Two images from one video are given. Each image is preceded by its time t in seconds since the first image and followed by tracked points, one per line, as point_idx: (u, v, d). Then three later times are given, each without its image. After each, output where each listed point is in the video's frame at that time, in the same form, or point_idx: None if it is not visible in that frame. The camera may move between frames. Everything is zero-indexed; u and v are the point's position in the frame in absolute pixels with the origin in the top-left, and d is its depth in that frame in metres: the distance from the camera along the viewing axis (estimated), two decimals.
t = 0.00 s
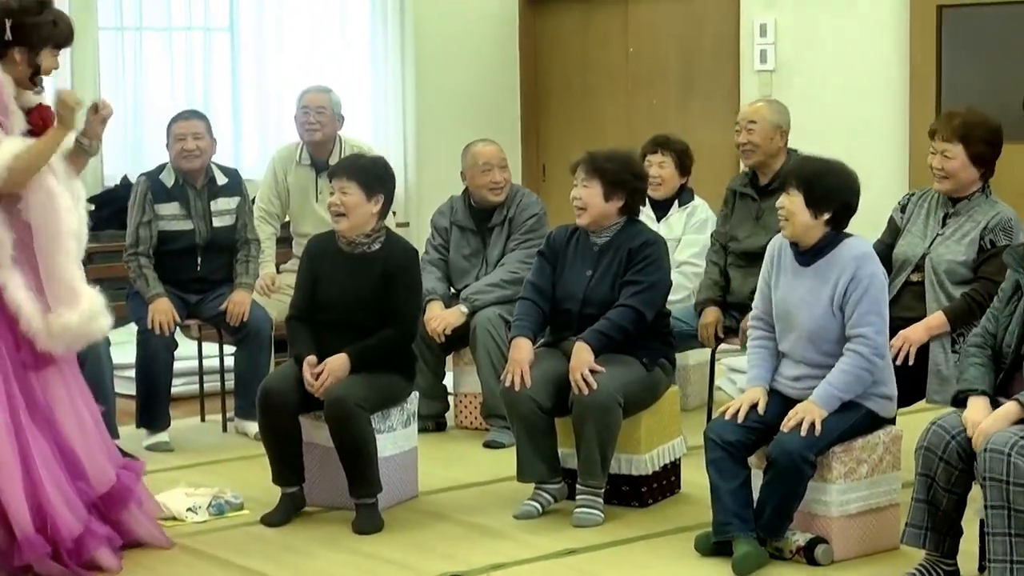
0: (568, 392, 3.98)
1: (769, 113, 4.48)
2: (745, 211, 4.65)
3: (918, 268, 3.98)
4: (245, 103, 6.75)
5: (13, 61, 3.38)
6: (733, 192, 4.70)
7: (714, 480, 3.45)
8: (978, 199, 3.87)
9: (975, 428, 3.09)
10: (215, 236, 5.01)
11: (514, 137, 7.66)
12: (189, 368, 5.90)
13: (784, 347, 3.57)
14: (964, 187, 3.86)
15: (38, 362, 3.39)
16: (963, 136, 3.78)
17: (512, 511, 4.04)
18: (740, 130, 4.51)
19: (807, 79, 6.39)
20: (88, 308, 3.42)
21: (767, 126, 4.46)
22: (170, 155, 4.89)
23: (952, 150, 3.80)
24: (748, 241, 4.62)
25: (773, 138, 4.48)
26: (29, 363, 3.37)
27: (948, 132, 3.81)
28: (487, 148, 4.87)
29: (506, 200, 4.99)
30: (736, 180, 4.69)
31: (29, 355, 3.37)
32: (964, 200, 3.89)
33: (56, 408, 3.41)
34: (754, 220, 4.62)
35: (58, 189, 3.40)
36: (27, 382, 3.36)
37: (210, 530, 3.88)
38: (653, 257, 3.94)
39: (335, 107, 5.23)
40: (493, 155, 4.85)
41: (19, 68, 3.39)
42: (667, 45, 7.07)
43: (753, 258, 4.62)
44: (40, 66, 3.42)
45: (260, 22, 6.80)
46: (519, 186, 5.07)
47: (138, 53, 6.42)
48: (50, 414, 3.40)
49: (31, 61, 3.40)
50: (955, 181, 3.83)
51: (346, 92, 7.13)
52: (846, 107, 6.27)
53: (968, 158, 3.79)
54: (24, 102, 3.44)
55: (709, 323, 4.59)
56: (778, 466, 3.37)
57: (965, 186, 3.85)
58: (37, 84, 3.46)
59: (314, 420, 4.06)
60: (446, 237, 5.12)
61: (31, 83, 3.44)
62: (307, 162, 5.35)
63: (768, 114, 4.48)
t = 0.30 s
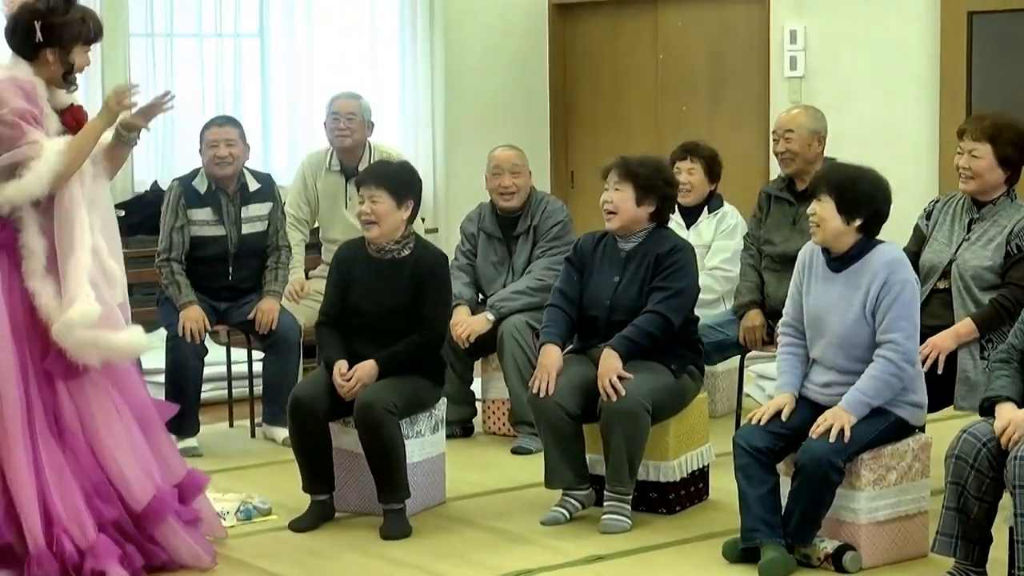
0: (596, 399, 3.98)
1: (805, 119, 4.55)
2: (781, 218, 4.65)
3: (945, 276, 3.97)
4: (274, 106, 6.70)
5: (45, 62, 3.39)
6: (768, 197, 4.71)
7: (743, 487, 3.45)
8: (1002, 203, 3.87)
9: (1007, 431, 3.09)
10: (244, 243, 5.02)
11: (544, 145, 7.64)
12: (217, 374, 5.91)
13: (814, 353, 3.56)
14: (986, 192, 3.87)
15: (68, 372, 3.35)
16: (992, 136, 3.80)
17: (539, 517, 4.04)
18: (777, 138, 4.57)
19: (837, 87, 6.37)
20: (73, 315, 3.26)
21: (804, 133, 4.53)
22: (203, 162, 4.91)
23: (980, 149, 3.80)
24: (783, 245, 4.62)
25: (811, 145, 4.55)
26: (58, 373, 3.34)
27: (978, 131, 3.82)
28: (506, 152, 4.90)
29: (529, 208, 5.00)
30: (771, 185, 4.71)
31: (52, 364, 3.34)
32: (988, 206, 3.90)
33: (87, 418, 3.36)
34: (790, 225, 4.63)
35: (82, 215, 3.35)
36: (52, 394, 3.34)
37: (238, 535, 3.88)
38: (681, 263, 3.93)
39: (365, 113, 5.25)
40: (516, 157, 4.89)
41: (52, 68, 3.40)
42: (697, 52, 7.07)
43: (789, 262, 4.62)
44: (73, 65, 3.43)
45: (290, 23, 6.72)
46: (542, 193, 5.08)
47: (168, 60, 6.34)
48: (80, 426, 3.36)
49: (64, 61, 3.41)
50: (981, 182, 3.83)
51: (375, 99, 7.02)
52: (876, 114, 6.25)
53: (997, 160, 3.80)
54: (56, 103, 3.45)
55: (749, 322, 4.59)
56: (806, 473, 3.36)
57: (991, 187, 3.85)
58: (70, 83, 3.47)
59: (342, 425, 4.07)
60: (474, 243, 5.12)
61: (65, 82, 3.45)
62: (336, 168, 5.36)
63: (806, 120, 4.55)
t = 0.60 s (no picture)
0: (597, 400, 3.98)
1: (797, 121, 4.54)
2: (775, 222, 4.65)
3: (935, 284, 3.99)
4: (275, 104, 6.60)
5: (76, 79, 3.31)
6: (761, 202, 4.71)
7: (743, 488, 3.45)
8: (986, 205, 3.87)
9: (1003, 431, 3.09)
10: (246, 247, 5.02)
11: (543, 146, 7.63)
12: (217, 375, 5.91)
13: (815, 355, 3.55)
14: (970, 194, 3.88)
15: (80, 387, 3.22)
16: (971, 139, 3.80)
17: (539, 518, 4.03)
18: (769, 140, 4.57)
19: (837, 88, 6.37)
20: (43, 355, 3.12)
21: (796, 134, 4.52)
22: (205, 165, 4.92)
23: (959, 155, 3.81)
24: (778, 250, 4.62)
25: (803, 147, 4.54)
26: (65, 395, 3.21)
27: (956, 135, 3.83)
28: (500, 155, 4.91)
29: (527, 211, 4.99)
30: (764, 190, 4.70)
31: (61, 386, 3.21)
32: (973, 209, 3.90)
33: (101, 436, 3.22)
34: (784, 229, 4.63)
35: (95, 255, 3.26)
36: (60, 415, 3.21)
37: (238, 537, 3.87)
38: (682, 265, 3.93)
39: (365, 114, 5.25)
40: (511, 159, 4.89)
41: (81, 85, 3.33)
42: (697, 52, 7.07)
43: (786, 267, 4.61)
44: (100, 86, 3.35)
45: (290, 23, 6.62)
46: (540, 195, 5.07)
47: (167, 61, 6.22)
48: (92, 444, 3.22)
49: (94, 80, 3.33)
50: (964, 185, 3.84)
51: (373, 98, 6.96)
52: (877, 114, 6.24)
53: (977, 163, 3.80)
54: (82, 119, 3.39)
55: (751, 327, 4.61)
56: (806, 474, 3.36)
57: (973, 189, 3.86)
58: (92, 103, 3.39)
59: (342, 426, 4.06)
60: (477, 244, 5.15)
61: (87, 102, 3.37)
62: (335, 169, 5.37)
63: (797, 122, 4.54)
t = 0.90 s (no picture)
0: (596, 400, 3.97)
1: (792, 122, 4.54)
2: (771, 224, 4.65)
3: (928, 289, 3.99)
4: (274, 105, 6.59)
5: (136, 76, 3.28)
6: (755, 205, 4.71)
7: (742, 489, 3.44)
8: (972, 208, 3.88)
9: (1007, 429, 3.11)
10: (245, 250, 5.02)
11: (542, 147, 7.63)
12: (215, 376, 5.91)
13: (814, 356, 3.55)
14: (954, 198, 3.88)
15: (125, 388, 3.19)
16: (955, 143, 3.81)
17: (537, 519, 4.03)
18: (764, 140, 4.56)
19: (835, 89, 6.37)
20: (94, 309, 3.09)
21: (791, 136, 4.51)
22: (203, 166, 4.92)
23: (942, 158, 3.82)
24: (775, 254, 4.62)
25: (797, 149, 4.53)
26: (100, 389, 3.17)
27: (941, 138, 3.84)
28: (497, 158, 4.90)
29: (525, 213, 4.99)
30: (758, 193, 4.69)
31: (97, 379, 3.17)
32: (959, 212, 3.91)
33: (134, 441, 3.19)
34: (779, 231, 4.63)
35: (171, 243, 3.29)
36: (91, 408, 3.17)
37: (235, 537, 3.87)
38: (681, 266, 3.93)
39: (363, 115, 5.25)
40: (506, 162, 4.87)
41: (140, 83, 3.29)
42: (697, 53, 7.08)
43: (781, 271, 4.62)
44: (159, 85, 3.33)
45: (288, 23, 6.61)
46: (538, 196, 5.07)
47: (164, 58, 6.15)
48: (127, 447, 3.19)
49: (152, 78, 3.30)
50: (946, 189, 3.84)
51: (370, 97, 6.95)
52: (875, 115, 6.24)
53: (960, 165, 3.81)
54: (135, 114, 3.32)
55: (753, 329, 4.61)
56: (804, 475, 3.36)
57: (957, 194, 3.86)
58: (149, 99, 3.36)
59: (340, 427, 4.06)
60: (475, 246, 5.15)
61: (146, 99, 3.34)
62: (333, 170, 5.37)
63: (793, 123, 4.54)
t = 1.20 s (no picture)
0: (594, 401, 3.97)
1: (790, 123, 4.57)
2: (767, 225, 4.65)
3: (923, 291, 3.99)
4: (271, 103, 6.58)
5: (156, 69, 3.24)
6: (751, 206, 4.70)
7: (739, 490, 3.44)
8: (964, 208, 3.89)
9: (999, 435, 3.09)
10: (242, 252, 5.03)
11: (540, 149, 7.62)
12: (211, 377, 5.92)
13: (811, 356, 3.55)
14: (946, 197, 3.89)
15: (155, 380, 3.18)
16: (948, 140, 3.82)
17: (533, 520, 4.03)
18: (760, 142, 4.58)
19: (832, 90, 6.37)
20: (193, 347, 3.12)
21: (789, 138, 4.53)
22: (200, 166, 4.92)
23: (936, 156, 3.83)
24: (771, 255, 4.62)
25: (794, 151, 4.54)
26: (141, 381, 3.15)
27: (935, 136, 3.85)
28: (487, 168, 4.88)
29: (522, 216, 4.99)
30: (754, 194, 4.70)
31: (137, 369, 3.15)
32: (950, 213, 3.92)
33: (161, 435, 3.17)
34: (776, 232, 4.64)
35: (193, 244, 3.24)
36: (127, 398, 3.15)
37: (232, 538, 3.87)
38: (677, 266, 3.94)
39: (359, 116, 5.25)
40: (494, 175, 4.86)
41: (160, 77, 3.26)
42: (693, 53, 7.08)
43: (778, 272, 4.62)
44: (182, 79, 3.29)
45: (285, 23, 6.62)
46: (533, 199, 5.07)
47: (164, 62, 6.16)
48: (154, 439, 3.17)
49: (176, 74, 3.27)
50: (938, 188, 3.85)
51: (368, 96, 6.96)
52: (872, 116, 6.25)
53: (953, 163, 3.83)
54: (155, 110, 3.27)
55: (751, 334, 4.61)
56: (802, 475, 3.36)
57: (948, 192, 3.87)
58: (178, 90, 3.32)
59: (336, 428, 4.06)
60: (470, 248, 5.15)
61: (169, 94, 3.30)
62: (330, 171, 5.38)
63: (790, 124, 4.56)
